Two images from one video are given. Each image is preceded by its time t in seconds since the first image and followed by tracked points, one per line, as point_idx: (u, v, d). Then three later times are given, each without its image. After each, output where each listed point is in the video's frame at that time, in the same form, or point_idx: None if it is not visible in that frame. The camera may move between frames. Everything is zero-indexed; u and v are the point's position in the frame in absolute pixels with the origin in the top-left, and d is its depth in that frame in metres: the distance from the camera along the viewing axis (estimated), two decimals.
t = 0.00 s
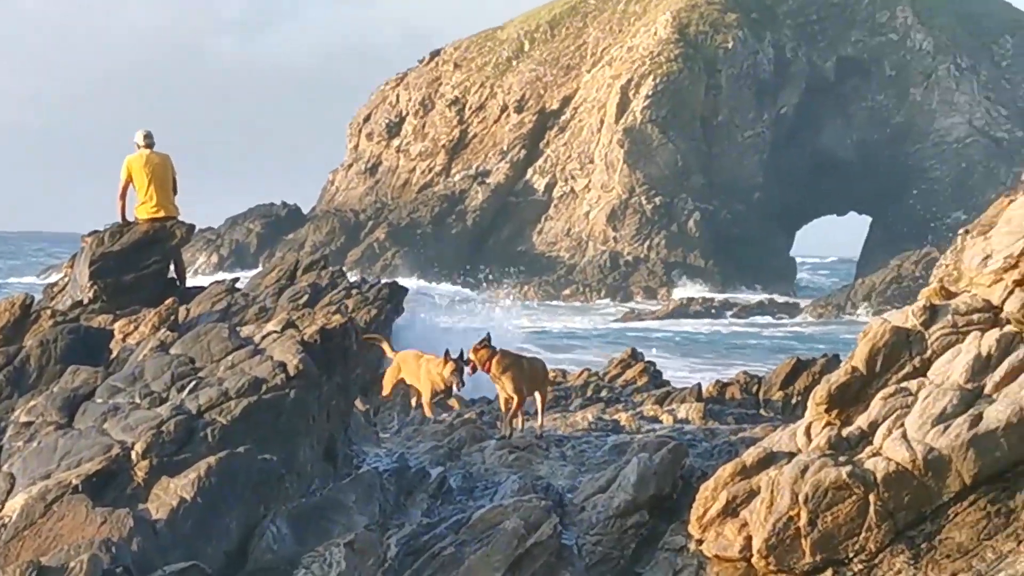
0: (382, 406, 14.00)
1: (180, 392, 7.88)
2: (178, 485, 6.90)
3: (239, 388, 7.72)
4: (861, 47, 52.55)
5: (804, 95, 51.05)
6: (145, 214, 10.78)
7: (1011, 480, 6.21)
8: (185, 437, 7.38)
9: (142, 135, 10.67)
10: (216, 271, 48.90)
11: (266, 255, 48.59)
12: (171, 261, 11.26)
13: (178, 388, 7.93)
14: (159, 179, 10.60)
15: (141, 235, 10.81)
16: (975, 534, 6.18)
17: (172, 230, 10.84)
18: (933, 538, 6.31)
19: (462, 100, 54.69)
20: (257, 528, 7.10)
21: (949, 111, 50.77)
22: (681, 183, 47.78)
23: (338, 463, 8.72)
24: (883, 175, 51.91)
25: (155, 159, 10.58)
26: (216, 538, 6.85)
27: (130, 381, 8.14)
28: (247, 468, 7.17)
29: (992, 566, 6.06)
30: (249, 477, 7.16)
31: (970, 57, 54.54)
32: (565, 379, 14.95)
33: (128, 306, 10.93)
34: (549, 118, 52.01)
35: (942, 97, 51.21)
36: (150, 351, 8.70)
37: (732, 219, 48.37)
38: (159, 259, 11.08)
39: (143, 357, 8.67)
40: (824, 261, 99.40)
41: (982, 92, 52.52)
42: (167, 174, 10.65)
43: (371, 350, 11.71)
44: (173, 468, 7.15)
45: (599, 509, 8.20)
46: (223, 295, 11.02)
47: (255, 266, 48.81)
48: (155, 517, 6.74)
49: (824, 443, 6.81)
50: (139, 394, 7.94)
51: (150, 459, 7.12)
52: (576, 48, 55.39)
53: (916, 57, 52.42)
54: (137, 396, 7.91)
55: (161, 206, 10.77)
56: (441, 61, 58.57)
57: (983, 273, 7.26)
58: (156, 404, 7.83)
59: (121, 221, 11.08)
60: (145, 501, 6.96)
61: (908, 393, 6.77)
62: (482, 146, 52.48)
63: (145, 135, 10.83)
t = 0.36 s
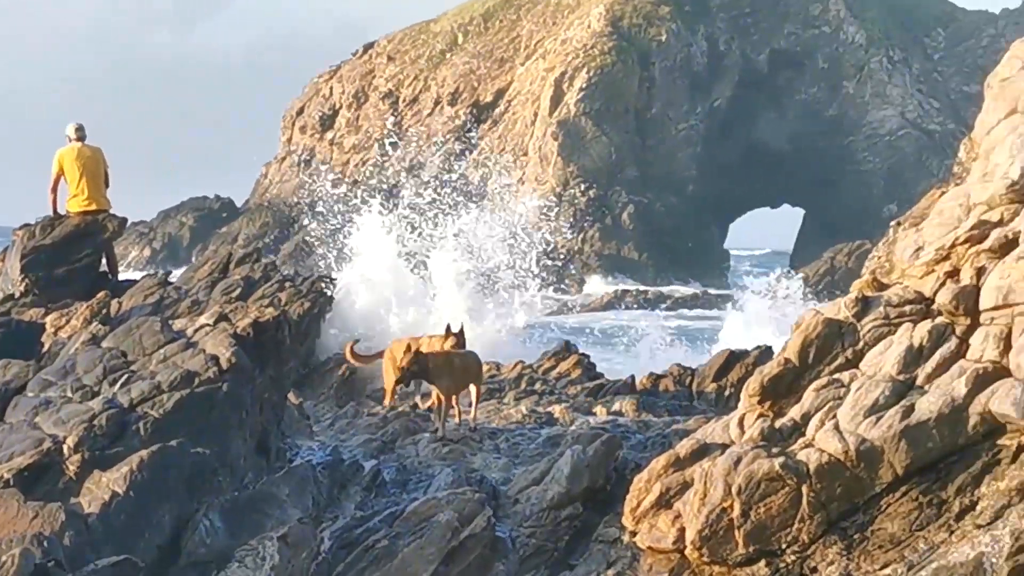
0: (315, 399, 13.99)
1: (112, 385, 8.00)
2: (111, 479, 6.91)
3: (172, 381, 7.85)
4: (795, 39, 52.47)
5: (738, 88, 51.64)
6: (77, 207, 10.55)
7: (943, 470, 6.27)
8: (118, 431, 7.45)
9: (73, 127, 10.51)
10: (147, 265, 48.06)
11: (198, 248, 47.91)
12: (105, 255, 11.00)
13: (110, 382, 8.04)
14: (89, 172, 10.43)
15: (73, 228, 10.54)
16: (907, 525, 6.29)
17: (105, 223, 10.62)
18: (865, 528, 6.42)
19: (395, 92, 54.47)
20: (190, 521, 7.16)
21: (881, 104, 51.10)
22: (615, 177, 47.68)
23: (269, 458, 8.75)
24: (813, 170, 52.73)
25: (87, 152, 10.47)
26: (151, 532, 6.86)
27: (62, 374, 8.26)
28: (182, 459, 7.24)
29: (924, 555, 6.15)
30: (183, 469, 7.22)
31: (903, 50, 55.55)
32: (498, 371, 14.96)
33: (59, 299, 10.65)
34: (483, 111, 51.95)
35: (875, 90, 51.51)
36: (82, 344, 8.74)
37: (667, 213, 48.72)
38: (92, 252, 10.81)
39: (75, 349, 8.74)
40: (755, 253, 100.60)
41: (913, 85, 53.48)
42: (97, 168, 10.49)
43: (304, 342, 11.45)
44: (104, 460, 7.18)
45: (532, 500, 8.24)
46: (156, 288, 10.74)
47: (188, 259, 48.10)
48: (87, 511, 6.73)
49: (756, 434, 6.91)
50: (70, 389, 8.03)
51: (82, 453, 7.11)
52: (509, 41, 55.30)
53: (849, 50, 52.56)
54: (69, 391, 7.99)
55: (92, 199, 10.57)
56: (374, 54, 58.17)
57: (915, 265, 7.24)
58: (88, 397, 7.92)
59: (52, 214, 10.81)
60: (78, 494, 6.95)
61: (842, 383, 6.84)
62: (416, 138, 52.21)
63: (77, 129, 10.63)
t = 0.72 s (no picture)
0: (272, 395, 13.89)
1: (67, 384, 8.56)
2: (65, 478, 7.63)
3: (126, 380, 8.42)
4: (751, 37, 52.81)
5: (694, 86, 51.85)
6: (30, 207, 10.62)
7: (895, 468, 6.33)
8: (72, 429, 8.07)
9: (28, 125, 10.47)
10: (101, 265, 47.37)
11: (154, 246, 47.47)
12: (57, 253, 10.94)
13: (64, 380, 8.62)
14: (44, 171, 10.47)
15: (24, 228, 10.53)
16: (862, 522, 6.34)
17: (58, 222, 10.65)
18: (820, 525, 6.46)
19: (351, 91, 54.22)
20: (145, 519, 7.86)
21: (837, 102, 51.27)
22: (574, 176, 47.32)
23: (225, 456, 9.23)
24: (770, 165, 53.14)
25: (41, 150, 10.48)
26: (105, 530, 7.60)
27: (15, 373, 8.87)
28: (135, 459, 7.89)
29: (879, 552, 6.23)
30: (136, 468, 7.87)
31: (858, 47, 55.96)
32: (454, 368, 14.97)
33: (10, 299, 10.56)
34: (439, 110, 51.77)
35: (831, 88, 51.74)
36: (33, 344, 9.26)
37: (626, 210, 48.78)
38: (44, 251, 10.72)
39: (27, 348, 9.29)
40: (715, 249, 101.07)
41: (869, 83, 53.46)
42: (52, 167, 10.54)
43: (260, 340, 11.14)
44: (57, 461, 7.88)
45: (488, 495, 8.25)
46: (108, 289, 10.79)
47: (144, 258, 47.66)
48: (41, 511, 7.51)
49: (711, 432, 6.94)
50: (25, 387, 8.61)
51: (35, 453, 7.82)
52: (465, 39, 55.21)
53: (805, 48, 52.80)
54: (24, 390, 8.57)
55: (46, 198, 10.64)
56: (330, 52, 57.99)
57: (871, 262, 7.27)
58: (42, 396, 8.49)
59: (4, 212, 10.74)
60: (33, 493, 7.71)
61: (797, 380, 6.90)
62: (372, 136, 52.03)
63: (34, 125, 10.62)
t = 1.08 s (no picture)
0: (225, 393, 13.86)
1: (21, 381, 8.79)
2: (19, 476, 7.73)
3: (81, 376, 8.67)
4: (707, 34, 53.18)
5: (651, 83, 52.20)
6: None
7: (849, 464, 6.40)
8: (26, 427, 8.23)
9: None
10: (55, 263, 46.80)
11: (109, 244, 46.93)
12: (11, 250, 11.42)
13: (18, 378, 8.82)
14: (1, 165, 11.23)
15: None
16: (816, 517, 6.45)
17: (13, 218, 11.20)
18: (774, 520, 6.54)
19: (307, 87, 53.83)
20: (99, 516, 7.92)
21: (792, 98, 51.60)
22: (530, 170, 47.79)
23: (181, 452, 9.51)
24: (726, 161, 53.51)
25: None
26: (59, 528, 7.65)
27: None
28: (91, 456, 8.03)
29: (833, 547, 6.35)
30: (91, 465, 8.01)
31: (814, 44, 56.33)
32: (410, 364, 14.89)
33: None
34: (396, 106, 51.52)
35: (787, 84, 51.86)
36: None
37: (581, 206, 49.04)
38: None
39: None
40: (676, 247, 101.57)
41: (824, 79, 53.80)
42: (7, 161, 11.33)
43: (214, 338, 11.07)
44: (10, 458, 8.03)
45: (444, 490, 8.22)
46: (62, 284, 11.12)
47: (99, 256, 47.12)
48: None
49: (667, 428, 6.97)
50: None
51: None
52: (422, 35, 54.99)
53: (761, 44, 52.86)
54: None
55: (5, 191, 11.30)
56: (286, 48, 57.54)
57: (825, 257, 7.36)
58: None
59: None
60: None
61: (752, 375, 6.95)
62: (328, 132, 51.73)
63: None
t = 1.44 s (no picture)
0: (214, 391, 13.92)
1: (9, 379, 8.75)
2: (8, 475, 7.67)
3: (69, 375, 8.64)
4: (694, 32, 53.37)
5: (639, 81, 52.34)
6: None
7: (838, 460, 6.42)
8: (15, 425, 8.19)
9: None
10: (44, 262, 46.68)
11: (98, 241, 46.80)
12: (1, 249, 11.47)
13: (7, 376, 8.79)
14: None
15: None
16: (804, 514, 6.44)
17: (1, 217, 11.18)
18: (763, 517, 6.55)
19: (295, 86, 53.66)
20: (88, 515, 7.88)
21: (781, 96, 51.72)
22: (518, 168, 47.73)
23: (168, 451, 9.48)
24: (714, 159, 53.55)
25: None
26: (47, 527, 7.61)
27: None
28: (79, 454, 8.02)
29: (822, 544, 6.32)
30: (80, 463, 7.99)
31: (802, 42, 56.44)
32: (398, 363, 14.84)
33: None
34: (385, 104, 51.39)
35: (775, 82, 52.05)
36: None
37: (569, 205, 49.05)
38: None
39: None
40: (667, 245, 101.75)
41: (813, 76, 53.89)
42: None
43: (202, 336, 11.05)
44: None
45: (433, 489, 8.21)
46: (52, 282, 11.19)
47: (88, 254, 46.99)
48: None
49: (656, 425, 7.00)
50: None
51: None
52: (410, 34, 54.85)
53: (749, 43, 52.90)
54: None
55: None
56: (274, 47, 57.36)
57: (813, 256, 7.36)
58: None
59: None
60: None
61: (740, 372, 6.95)
62: (317, 130, 51.60)
63: None
